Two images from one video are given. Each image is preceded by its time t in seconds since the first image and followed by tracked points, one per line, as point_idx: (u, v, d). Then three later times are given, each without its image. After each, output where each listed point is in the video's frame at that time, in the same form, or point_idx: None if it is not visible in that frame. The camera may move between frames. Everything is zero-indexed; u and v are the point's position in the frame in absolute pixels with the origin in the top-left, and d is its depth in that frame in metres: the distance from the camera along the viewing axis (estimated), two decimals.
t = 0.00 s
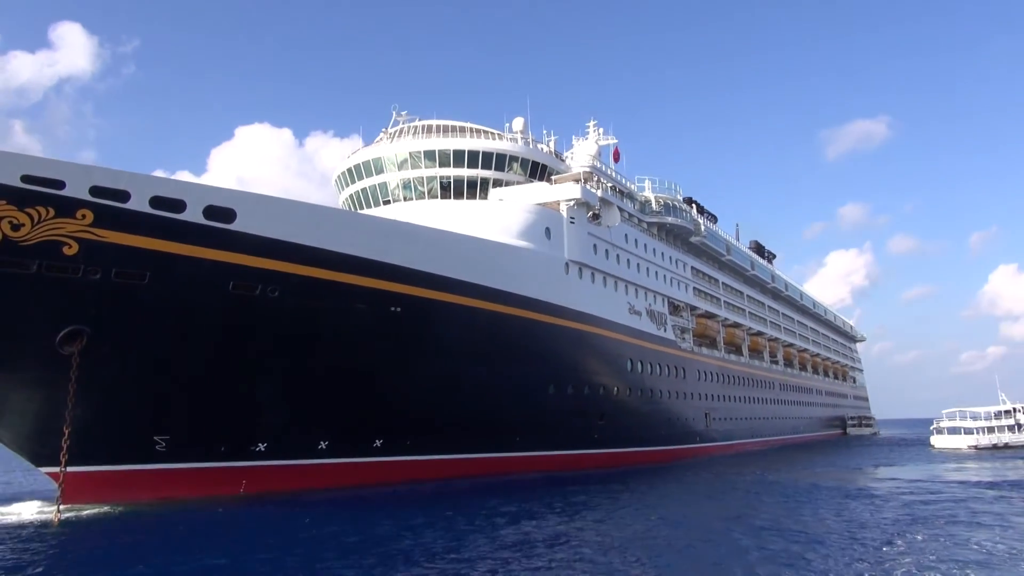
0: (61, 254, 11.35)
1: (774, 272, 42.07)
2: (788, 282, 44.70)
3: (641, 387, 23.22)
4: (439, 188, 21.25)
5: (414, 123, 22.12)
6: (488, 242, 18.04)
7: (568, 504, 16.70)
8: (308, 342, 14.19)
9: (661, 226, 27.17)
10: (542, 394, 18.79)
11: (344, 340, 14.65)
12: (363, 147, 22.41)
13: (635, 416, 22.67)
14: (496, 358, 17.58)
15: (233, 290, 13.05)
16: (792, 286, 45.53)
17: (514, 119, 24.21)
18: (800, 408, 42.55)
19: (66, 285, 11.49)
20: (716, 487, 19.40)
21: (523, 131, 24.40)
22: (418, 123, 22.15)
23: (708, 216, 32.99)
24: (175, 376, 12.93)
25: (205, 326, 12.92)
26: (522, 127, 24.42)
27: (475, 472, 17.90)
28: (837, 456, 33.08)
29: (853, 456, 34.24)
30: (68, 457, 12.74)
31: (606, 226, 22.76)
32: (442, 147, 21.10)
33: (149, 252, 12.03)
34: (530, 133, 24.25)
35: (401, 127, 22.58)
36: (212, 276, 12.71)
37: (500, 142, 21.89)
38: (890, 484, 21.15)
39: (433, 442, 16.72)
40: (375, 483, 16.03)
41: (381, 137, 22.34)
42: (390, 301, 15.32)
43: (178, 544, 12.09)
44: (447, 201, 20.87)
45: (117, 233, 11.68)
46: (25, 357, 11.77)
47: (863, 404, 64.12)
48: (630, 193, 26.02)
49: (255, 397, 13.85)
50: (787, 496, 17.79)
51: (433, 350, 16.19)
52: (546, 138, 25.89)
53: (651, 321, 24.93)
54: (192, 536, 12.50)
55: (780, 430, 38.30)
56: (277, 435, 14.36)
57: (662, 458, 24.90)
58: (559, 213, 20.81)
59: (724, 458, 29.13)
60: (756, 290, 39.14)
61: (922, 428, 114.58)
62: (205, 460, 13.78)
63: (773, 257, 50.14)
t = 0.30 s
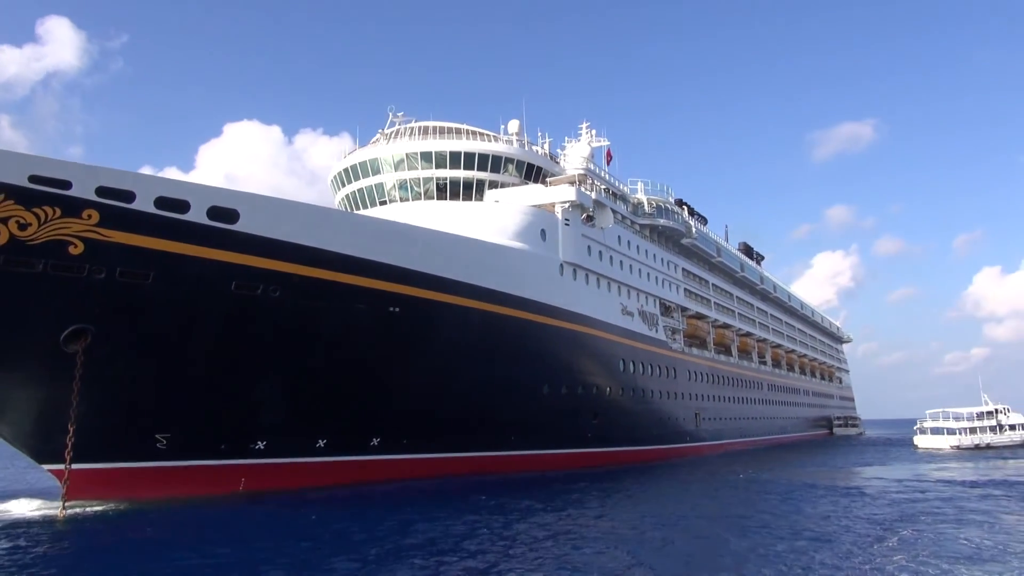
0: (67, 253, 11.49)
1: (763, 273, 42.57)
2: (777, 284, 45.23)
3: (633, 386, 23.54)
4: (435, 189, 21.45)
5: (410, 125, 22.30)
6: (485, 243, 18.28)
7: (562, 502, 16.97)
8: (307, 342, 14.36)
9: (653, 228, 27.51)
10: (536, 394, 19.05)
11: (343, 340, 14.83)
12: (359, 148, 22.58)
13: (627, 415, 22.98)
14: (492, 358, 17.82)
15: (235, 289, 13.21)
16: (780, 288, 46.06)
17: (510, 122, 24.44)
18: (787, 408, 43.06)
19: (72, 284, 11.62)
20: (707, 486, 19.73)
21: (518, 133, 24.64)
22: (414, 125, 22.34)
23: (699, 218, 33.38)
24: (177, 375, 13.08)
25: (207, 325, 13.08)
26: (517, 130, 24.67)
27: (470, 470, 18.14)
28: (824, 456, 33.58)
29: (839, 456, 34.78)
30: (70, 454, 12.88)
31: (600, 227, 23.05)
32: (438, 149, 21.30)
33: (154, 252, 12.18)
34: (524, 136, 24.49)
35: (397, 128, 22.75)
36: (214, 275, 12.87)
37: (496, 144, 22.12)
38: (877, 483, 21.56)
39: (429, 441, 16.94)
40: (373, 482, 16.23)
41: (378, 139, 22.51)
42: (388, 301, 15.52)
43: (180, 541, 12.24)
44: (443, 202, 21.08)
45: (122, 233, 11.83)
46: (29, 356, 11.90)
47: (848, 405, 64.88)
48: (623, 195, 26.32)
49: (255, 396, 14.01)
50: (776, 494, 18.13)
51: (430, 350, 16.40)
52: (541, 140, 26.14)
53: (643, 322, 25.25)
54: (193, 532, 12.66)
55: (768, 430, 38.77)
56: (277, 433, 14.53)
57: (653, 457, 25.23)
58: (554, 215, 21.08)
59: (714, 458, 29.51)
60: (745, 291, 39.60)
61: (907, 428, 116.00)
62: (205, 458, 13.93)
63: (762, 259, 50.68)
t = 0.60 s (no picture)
0: (78, 254, 11.63)
1: (757, 274, 42.91)
2: (770, 284, 45.61)
3: (630, 386, 23.81)
4: (436, 190, 21.61)
5: (411, 126, 22.46)
6: (486, 244, 18.49)
7: (561, 500, 17.22)
8: (312, 342, 14.52)
9: (650, 229, 27.77)
10: (536, 394, 19.29)
11: (348, 340, 15.02)
12: (360, 149, 22.72)
13: (624, 415, 23.25)
14: (492, 357, 18.05)
15: (242, 290, 13.38)
16: (774, 289, 46.45)
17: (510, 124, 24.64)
18: (780, 408, 43.45)
19: (83, 285, 11.77)
20: (703, 484, 19.99)
21: (518, 135, 24.83)
22: (415, 126, 22.49)
23: (695, 220, 33.65)
24: (184, 374, 13.24)
25: (214, 325, 13.24)
26: (517, 131, 24.85)
27: (470, 469, 18.35)
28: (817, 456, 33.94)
29: (832, 455, 35.16)
30: (79, 452, 13.04)
31: (599, 229, 23.29)
32: (439, 150, 21.48)
33: (163, 253, 12.34)
34: (524, 138, 24.69)
35: (398, 129, 22.89)
36: (222, 276, 13.05)
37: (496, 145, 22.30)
38: (870, 482, 21.90)
39: (430, 440, 17.14)
40: (375, 480, 16.43)
41: (379, 140, 22.66)
42: (392, 302, 15.71)
43: (188, 538, 12.41)
44: (444, 203, 21.26)
45: (132, 234, 11.98)
46: (40, 355, 12.04)
47: (841, 405, 65.42)
48: (621, 197, 26.56)
49: (259, 395, 14.16)
50: (772, 493, 18.45)
51: (433, 349, 16.62)
52: (540, 141, 26.34)
53: (640, 322, 25.52)
54: (200, 529, 12.83)
55: (762, 429, 39.16)
56: (281, 431, 14.70)
57: (649, 457, 25.51)
58: (554, 217, 21.30)
59: (709, 457, 29.84)
60: (740, 292, 39.93)
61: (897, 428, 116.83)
62: (211, 456, 14.10)
63: (756, 260, 51.01)
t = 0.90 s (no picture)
0: (92, 256, 11.81)
1: (754, 277, 43.22)
2: (767, 287, 45.93)
3: (629, 388, 24.07)
4: (440, 194, 21.73)
5: (414, 129, 22.64)
6: (489, 247, 18.71)
7: (563, 500, 17.47)
8: (319, 343, 14.71)
9: (650, 232, 28.03)
10: (537, 395, 19.52)
11: (354, 341, 15.22)
12: (364, 152, 22.91)
13: (623, 417, 23.51)
14: (495, 359, 18.27)
15: (252, 291, 13.57)
16: (770, 292, 46.78)
17: (512, 128, 24.86)
18: (776, 410, 43.79)
19: (96, 287, 11.95)
20: (701, 485, 20.27)
21: (520, 138, 25.06)
22: (419, 130, 22.69)
23: (693, 223, 33.93)
24: (194, 375, 13.43)
25: (224, 326, 13.43)
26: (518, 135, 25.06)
27: (472, 469, 18.57)
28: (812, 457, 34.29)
29: (826, 457, 35.52)
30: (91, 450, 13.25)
31: (600, 232, 23.54)
32: (443, 154, 21.68)
33: (175, 255, 12.53)
34: (526, 141, 24.92)
35: (401, 132, 23.07)
36: (233, 278, 13.24)
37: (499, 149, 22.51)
38: (865, 483, 22.21)
39: (433, 440, 17.36)
40: (380, 480, 16.64)
41: (383, 142, 22.85)
42: (398, 304, 15.92)
43: (198, 536, 12.61)
44: (447, 206, 21.48)
45: (146, 237, 12.17)
46: (53, 354, 12.22)
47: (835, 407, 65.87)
48: (621, 200, 26.82)
49: (266, 396, 14.36)
50: (769, 494, 18.73)
51: (437, 351, 16.84)
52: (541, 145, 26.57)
53: (640, 325, 25.79)
54: (209, 527, 13.03)
55: (758, 431, 39.49)
56: (287, 431, 14.89)
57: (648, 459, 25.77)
58: (556, 220, 21.54)
59: (706, 459, 30.13)
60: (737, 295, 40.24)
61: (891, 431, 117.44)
62: (218, 455, 14.30)
63: (752, 263, 51.33)
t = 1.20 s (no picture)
0: (108, 260, 12.00)
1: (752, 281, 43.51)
2: (765, 291, 46.22)
3: (630, 391, 24.31)
4: (444, 198, 22.00)
5: (419, 134, 22.86)
6: (494, 251, 18.93)
7: (566, 500, 17.69)
8: (327, 346, 14.90)
9: (651, 236, 28.27)
10: (540, 397, 19.75)
11: (361, 344, 15.42)
12: (369, 157, 23.12)
13: (624, 419, 23.74)
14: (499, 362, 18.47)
15: (262, 295, 13.76)
16: (769, 294, 47.07)
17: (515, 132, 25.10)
18: (774, 413, 44.09)
19: (111, 291, 12.14)
20: (702, 486, 20.49)
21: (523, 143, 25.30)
22: (423, 135, 22.91)
23: (693, 227, 34.19)
24: (205, 377, 13.62)
25: (235, 330, 13.62)
26: (521, 140, 25.29)
27: (477, 471, 18.79)
28: (810, 459, 34.57)
29: (824, 458, 35.80)
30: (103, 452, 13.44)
31: (601, 236, 23.79)
32: (447, 159, 21.90)
33: (188, 260, 12.72)
34: (528, 146, 25.15)
35: (406, 137, 23.29)
36: (244, 282, 13.44)
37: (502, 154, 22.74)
38: (863, 484, 22.48)
39: (439, 442, 17.57)
40: (386, 481, 16.87)
41: (387, 147, 23.06)
42: (404, 307, 16.14)
43: (211, 535, 12.81)
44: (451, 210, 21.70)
45: (160, 242, 12.37)
46: (68, 358, 12.40)
47: (832, 409, 66.24)
48: (622, 204, 27.08)
49: (275, 398, 14.55)
50: (770, 494, 18.99)
51: (442, 354, 17.03)
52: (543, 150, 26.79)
53: (640, 328, 26.02)
54: (221, 527, 13.22)
55: (756, 434, 39.76)
56: (296, 433, 15.08)
57: (649, 461, 26.01)
58: (559, 224, 21.78)
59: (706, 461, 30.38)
60: (736, 298, 40.51)
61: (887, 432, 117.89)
62: (228, 457, 14.51)
63: (749, 266, 51.63)
